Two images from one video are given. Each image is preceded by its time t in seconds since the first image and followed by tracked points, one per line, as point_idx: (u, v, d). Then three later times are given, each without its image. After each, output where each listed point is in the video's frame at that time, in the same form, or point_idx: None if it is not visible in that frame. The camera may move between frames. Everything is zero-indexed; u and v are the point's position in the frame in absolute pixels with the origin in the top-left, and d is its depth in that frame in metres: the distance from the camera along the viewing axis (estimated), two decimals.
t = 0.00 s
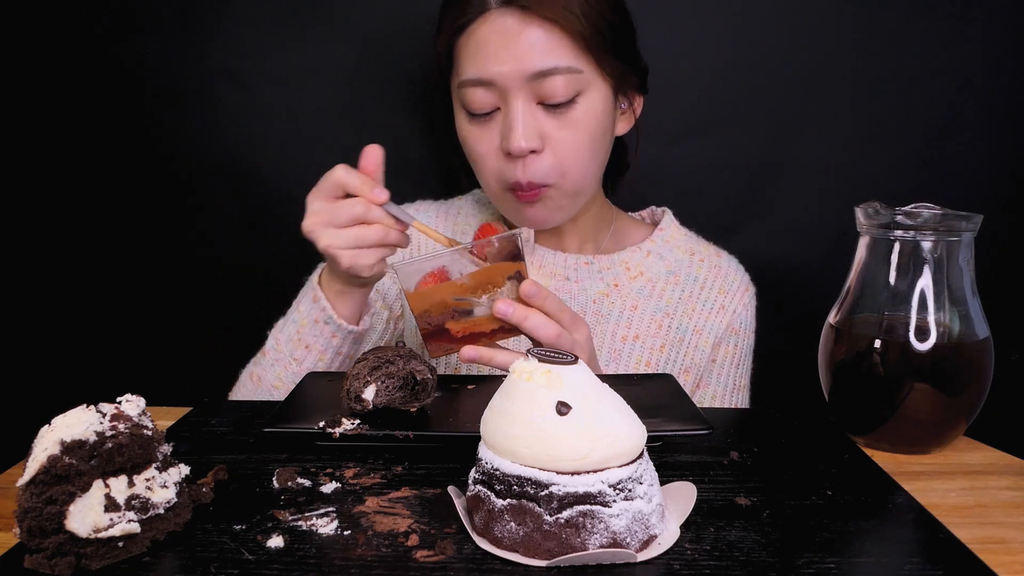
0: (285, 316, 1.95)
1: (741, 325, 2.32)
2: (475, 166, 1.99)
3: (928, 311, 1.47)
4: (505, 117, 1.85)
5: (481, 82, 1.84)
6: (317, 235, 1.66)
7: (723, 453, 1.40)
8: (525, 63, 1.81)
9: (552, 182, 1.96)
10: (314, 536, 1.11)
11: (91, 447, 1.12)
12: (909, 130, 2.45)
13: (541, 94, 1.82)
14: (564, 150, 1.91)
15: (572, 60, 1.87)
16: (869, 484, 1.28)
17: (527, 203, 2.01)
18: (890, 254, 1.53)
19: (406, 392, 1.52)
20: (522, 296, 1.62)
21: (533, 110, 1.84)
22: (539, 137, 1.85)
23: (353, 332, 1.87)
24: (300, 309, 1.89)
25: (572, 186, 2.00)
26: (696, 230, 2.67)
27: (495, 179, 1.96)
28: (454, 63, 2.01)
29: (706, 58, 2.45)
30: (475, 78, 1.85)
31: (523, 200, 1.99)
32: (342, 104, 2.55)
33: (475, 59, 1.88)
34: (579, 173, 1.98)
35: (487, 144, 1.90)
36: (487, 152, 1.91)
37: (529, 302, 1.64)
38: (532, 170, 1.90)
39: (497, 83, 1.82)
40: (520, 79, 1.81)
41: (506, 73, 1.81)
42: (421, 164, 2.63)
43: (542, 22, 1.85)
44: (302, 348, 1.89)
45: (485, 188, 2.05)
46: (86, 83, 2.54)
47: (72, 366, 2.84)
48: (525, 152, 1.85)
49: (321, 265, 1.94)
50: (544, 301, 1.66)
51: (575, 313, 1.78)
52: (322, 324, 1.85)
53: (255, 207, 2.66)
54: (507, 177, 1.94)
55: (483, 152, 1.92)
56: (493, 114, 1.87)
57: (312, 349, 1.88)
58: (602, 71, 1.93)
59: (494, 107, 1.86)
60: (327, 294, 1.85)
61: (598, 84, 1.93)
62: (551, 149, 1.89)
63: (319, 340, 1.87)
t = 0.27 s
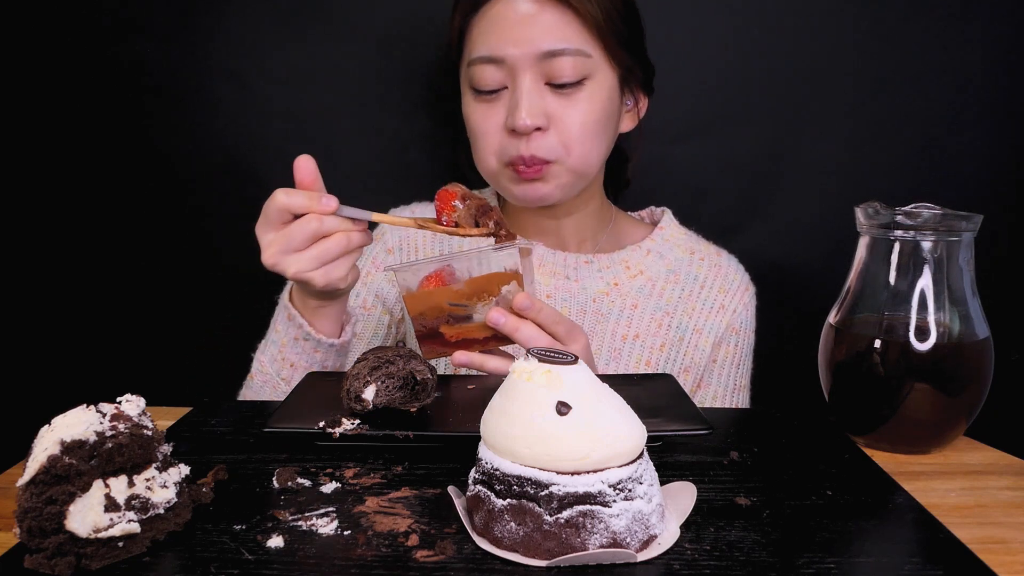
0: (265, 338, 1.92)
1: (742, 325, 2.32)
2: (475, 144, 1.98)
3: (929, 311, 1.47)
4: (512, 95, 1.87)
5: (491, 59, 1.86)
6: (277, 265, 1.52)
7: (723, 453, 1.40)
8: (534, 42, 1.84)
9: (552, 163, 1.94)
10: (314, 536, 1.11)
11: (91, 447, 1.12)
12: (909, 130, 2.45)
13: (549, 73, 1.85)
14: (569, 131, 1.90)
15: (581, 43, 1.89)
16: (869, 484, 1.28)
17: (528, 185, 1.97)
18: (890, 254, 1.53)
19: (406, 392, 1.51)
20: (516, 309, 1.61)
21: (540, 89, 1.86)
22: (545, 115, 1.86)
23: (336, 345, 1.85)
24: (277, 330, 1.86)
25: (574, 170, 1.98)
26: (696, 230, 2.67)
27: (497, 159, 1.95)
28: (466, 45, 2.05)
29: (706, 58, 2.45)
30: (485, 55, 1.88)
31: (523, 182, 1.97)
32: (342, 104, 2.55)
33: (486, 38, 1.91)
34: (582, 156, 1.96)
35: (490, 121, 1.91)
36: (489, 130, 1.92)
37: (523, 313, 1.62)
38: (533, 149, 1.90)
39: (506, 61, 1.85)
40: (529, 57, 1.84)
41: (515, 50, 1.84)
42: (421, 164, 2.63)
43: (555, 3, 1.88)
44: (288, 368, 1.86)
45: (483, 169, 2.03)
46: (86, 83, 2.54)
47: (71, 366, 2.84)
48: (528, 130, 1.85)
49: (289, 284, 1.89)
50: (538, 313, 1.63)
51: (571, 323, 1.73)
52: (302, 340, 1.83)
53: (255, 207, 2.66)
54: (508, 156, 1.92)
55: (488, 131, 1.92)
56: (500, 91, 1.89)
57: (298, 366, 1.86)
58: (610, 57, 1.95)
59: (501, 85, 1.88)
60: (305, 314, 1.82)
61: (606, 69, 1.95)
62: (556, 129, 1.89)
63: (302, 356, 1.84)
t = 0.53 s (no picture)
0: (263, 345, 1.91)
1: (742, 324, 2.32)
2: (479, 137, 1.98)
3: (929, 311, 1.47)
4: (516, 88, 1.87)
5: (497, 52, 1.87)
6: (272, 275, 1.50)
7: (724, 453, 1.40)
8: (540, 36, 1.84)
9: (556, 158, 1.93)
10: (314, 536, 1.11)
11: (91, 447, 1.12)
12: (909, 131, 2.45)
13: (555, 68, 1.85)
14: (572, 126, 1.90)
15: (587, 39, 1.90)
16: (869, 484, 1.28)
17: (529, 179, 1.97)
18: (891, 254, 1.53)
19: (406, 392, 1.52)
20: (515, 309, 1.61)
21: (544, 83, 1.86)
22: (548, 109, 1.86)
23: (335, 350, 1.84)
24: (274, 337, 1.85)
25: (576, 166, 1.97)
26: (696, 230, 2.67)
27: (500, 152, 1.95)
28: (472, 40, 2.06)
29: (705, 58, 2.45)
30: (491, 48, 1.89)
31: (525, 176, 1.96)
32: (342, 104, 2.56)
33: (492, 31, 1.92)
34: (585, 152, 1.96)
35: (495, 114, 1.91)
36: (493, 123, 1.92)
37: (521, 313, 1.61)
38: (537, 143, 1.89)
39: (512, 54, 1.86)
40: (535, 51, 1.85)
41: (522, 44, 1.85)
42: (421, 164, 2.64)
43: None
44: (287, 374, 1.87)
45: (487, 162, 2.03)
46: (86, 83, 2.54)
47: (72, 366, 2.84)
48: (532, 124, 1.85)
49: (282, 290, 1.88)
50: (538, 312, 1.62)
51: (569, 323, 1.72)
52: (300, 347, 1.82)
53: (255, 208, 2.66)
54: (511, 149, 1.92)
55: (491, 124, 1.92)
56: (505, 85, 1.90)
57: (297, 372, 1.87)
58: (615, 54, 1.95)
59: (506, 78, 1.89)
60: (301, 320, 1.81)
61: (611, 66, 1.95)
62: (559, 123, 1.89)
63: (300, 363, 1.84)
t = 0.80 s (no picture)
0: (259, 346, 1.91)
1: (744, 325, 2.33)
2: (482, 138, 1.98)
3: (929, 311, 1.47)
4: (520, 88, 1.87)
5: (502, 52, 1.87)
6: (269, 276, 1.50)
7: (723, 453, 1.40)
8: (545, 36, 1.84)
9: (561, 159, 1.94)
10: (314, 536, 1.11)
11: (91, 447, 1.12)
12: (909, 130, 2.45)
13: (559, 68, 1.85)
14: (576, 126, 1.90)
15: (592, 40, 1.90)
16: (869, 484, 1.28)
17: (532, 179, 1.96)
18: (891, 254, 1.53)
19: (406, 392, 1.51)
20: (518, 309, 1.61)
21: (548, 83, 1.86)
22: (552, 110, 1.86)
23: (332, 351, 1.84)
24: (270, 338, 1.84)
25: (580, 167, 1.97)
26: (696, 230, 2.67)
27: (503, 152, 1.95)
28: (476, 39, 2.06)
29: (705, 58, 2.45)
30: (496, 48, 1.89)
31: (528, 176, 1.96)
32: (342, 104, 2.56)
33: (497, 30, 1.92)
34: (588, 153, 1.96)
35: (498, 114, 1.91)
36: (497, 123, 1.92)
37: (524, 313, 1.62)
38: (541, 144, 1.89)
39: (517, 54, 1.86)
40: (539, 51, 1.85)
41: (526, 44, 1.85)
42: (421, 164, 2.64)
43: None
44: (285, 376, 1.86)
45: (490, 163, 2.03)
46: (85, 83, 2.54)
47: (71, 366, 2.84)
48: (536, 124, 1.85)
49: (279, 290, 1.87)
50: (540, 313, 1.63)
51: (571, 323, 1.73)
52: (296, 349, 1.81)
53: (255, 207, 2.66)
54: (515, 149, 1.92)
55: (494, 123, 1.92)
56: (509, 84, 1.90)
57: (295, 373, 1.86)
58: (620, 56, 1.95)
59: (510, 78, 1.88)
60: (299, 321, 1.81)
61: (616, 67, 1.95)
62: (563, 124, 1.89)
63: (298, 364, 1.84)
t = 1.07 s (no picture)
0: (260, 346, 1.91)
1: (745, 327, 2.33)
2: (483, 137, 1.98)
3: (928, 311, 1.47)
4: (522, 88, 1.87)
5: (504, 52, 1.87)
6: (269, 275, 1.50)
7: (723, 453, 1.40)
8: (547, 37, 1.84)
9: (562, 160, 1.94)
10: (314, 536, 1.11)
11: (91, 447, 1.12)
12: (909, 130, 2.45)
13: (561, 69, 1.85)
14: (578, 127, 1.90)
15: (595, 41, 1.90)
16: (869, 484, 1.28)
17: (534, 180, 1.97)
18: (891, 254, 1.53)
19: (406, 392, 1.51)
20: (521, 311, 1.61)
21: (551, 84, 1.86)
22: (554, 111, 1.86)
23: (332, 351, 1.84)
24: (271, 339, 1.85)
25: (582, 167, 1.98)
26: (696, 229, 2.67)
27: (505, 152, 1.95)
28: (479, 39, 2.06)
29: (705, 58, 2.46)
30: (498, 48, 1.88)
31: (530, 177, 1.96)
32: (342, 104, 2.56)
33: (499, 31, 1.91)
34: (590, 154, 1.96)
35: (500, 114, 1.91)
36: (498, 123, 1.92)
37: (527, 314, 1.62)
38: (542, 144, 1.89)
39: (519, 55, 1.85)
40: (542, 52, 1.84)
41: (528, 44, 1.84)
42: (421, 164, 2.64)
43: None
44: (285, 376, 1.86)
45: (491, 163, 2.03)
46: (85, 83, 2.54)
47: (71, 366, 2.84)
48: (537, 125, 1.85)
49: (279, 290, 1.87)
50: (542, 314, 1.63)
51: (574, 324, 1.73)
52: (297, 349, 1.82)
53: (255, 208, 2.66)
54: (516, 150, 1.92)
55: (496, 123, 1.92)
56: (511, 85, 1.90)
57: (296, 374, 1.86)
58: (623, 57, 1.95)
59: (513, 78, 1.88)
60: (299, 322, 1.81)
61: (618, 69, 1.95)
62: (565, 125, 1.89)
63: (298, 365, 1.84)
